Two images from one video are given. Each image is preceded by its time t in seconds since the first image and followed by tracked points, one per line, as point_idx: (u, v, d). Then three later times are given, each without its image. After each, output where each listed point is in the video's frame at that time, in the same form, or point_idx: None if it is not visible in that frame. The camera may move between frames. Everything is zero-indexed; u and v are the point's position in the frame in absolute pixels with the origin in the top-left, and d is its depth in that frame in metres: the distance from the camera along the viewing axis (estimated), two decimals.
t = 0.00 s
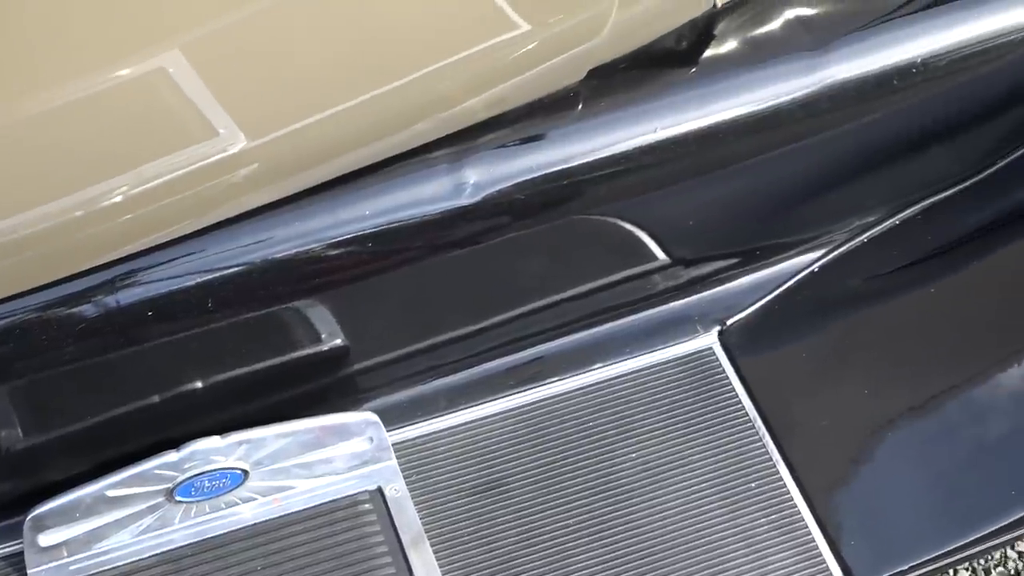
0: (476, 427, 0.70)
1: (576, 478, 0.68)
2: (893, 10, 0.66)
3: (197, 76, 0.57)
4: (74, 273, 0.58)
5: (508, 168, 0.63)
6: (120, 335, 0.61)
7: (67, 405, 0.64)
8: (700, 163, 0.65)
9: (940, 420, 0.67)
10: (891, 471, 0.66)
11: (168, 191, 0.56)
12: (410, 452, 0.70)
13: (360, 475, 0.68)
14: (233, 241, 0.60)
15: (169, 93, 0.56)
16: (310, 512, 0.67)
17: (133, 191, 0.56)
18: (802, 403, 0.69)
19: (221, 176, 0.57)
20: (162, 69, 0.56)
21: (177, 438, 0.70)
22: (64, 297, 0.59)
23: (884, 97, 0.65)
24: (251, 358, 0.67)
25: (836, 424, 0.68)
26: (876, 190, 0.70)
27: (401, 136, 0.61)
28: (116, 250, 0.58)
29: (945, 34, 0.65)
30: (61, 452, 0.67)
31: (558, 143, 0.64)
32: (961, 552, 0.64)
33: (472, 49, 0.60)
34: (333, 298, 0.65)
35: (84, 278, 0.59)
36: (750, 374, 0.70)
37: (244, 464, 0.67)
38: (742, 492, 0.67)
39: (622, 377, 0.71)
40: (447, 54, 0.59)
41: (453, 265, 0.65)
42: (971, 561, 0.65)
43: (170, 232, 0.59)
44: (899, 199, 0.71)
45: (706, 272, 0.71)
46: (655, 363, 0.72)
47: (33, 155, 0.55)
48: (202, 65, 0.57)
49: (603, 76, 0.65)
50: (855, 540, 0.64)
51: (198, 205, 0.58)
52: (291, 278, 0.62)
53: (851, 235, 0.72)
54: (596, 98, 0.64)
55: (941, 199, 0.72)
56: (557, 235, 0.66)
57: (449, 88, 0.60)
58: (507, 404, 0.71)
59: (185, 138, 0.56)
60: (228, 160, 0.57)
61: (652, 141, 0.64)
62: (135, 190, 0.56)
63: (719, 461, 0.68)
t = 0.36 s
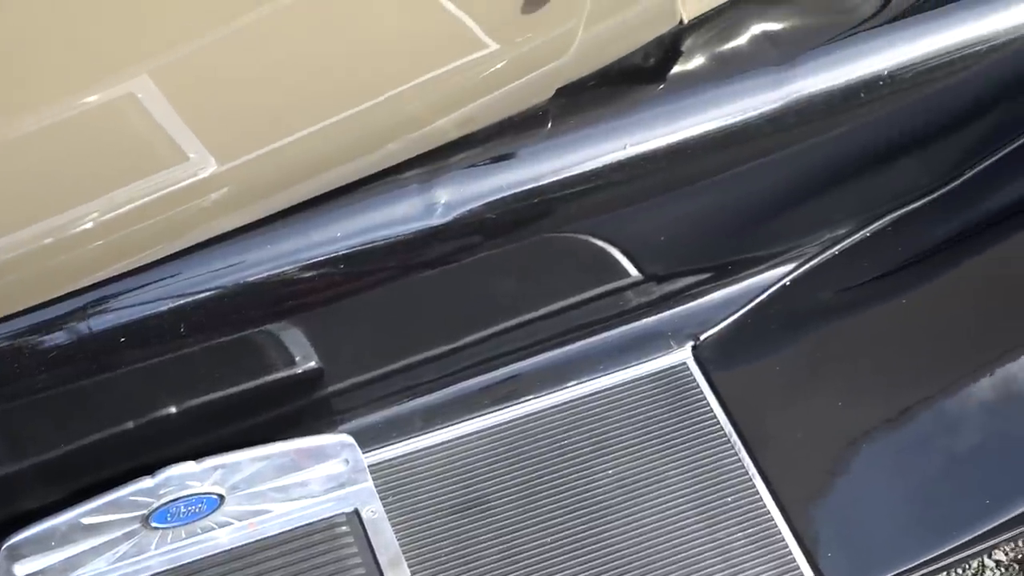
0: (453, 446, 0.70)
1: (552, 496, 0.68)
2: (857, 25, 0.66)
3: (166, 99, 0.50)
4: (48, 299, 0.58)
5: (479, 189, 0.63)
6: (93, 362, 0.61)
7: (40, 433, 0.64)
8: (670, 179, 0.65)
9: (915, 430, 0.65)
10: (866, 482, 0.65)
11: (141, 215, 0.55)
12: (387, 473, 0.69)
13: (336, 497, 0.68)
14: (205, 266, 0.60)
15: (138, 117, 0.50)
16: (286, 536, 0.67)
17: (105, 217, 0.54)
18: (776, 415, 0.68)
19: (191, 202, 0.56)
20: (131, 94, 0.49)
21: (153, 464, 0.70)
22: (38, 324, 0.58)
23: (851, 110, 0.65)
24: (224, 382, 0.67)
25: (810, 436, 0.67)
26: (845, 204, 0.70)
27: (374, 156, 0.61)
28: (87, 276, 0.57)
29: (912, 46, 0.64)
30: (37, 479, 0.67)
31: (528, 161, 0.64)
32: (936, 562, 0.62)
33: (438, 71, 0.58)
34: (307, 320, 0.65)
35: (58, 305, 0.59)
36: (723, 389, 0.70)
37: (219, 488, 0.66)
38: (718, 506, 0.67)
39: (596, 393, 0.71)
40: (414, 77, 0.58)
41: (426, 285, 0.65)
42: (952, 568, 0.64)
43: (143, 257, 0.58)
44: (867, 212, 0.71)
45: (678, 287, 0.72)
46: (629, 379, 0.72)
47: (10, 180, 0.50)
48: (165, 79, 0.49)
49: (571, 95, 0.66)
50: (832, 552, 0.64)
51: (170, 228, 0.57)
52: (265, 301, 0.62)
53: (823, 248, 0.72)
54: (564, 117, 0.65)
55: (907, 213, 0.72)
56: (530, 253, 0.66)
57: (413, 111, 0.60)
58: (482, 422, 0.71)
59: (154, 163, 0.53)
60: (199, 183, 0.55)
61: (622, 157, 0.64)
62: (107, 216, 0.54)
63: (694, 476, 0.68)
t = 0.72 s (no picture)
0: (427, 470, 0.70)
1: (530, 517, 0.67)
2: (821, 41, 0.66)
3: (133, 126, 0.49)
4: (19, 331, 0.58)
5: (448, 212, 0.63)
6: (64, 393, 0.61)
7: (13, 465, 0.64)
8: (638, 200, 0.65)
9: (885, 446, 0.65)
10: (841, 495, 0.64)
11: (112, 244, 0.55)
12: (361, 498, 0.69)
13: (312, 523, 0.67)
14: (176, 294, 0.60)
15: (107, 146, 0.49)
16: (261, 564, 0.66)
17: (74, 247, 0.54)
18: (750, 431, 0.68)
19: (161, 230, 0.56)
20: (99, 123, 0.47)
21: (127, 495, 0.70)
22: (7, 356, 0.58)
23: (817, 125, 0.65)
24: (197, 411, 0.67)
25: (784, 451, 0.67)
26: (816, 218, 0.71)
27: (341, 181, 0.61)
28: (61, 306, 0.58)
29: (878, 60, 0.64)
30: (11, 512, 0.67)
31: (498, 183, 0.64)
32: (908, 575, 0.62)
33: (404, 96, 0.58)
34: (278, 347, 0.65)
35: (29, 337, 0.58)
36: (696, 406, 0.71)
37: (194, 517, 0.66)
38: (694, 524, 0.67)
39: (571, 414, 0.71)
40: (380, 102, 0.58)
41: (397, 310, 0.66)
42: None
43: (113, 286, 0.58)
44: (837, 226, 0.71)
45: (649, 306, 0.73)
46: (602, 399, 0.72)
47: None
48: (134, 107, 0.48)
49: (538, 116, 0.66)
50: (808, 567, 0.64)
51: (140, 256, 0.57)
52: (235, 328, 0.62)
53: (793, 263, 0.73)
54: (533, 138, 0.66)
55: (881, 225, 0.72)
56: (501, 275, 0.66)
57: (379, 135, 0.60)
58: (457, 445, 0.71)
59: (123, 191, 0.52)
60: (166, 211, 0.55)
61: (590, 178, 0.64)
62: (75, 246, 0.54)
63: (669, 494, 0.68)
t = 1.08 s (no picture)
0: (397, 493, 0.70)
1: (501, 538, 0.67)
2: (781, 56, 0.67)
3: (97, 157, 0.49)
4: None
5: (413, 234, 0.63)
6: (32, 425, 0.60)
7: None
8: (601, 219, 0.65)
9: (857, 455, 0.65)
10: (812, 507, 0.64)
11: (77, 274, 0.55)
12: (333, 523, 0.69)
13: (284, 550, 0.66)
14: (142, 323, 0.60)
15: (69, 177, 0.49)
16: None
17: (39, 278, 0.54)
18: (720, 447, 0.68)
19: (126, 258, 0.56)
20: (61, 154, 0.48)
21: (97, 527, 0.70)
22: None
23: (779, 140, 0.65)
24: (167, 440, 0.66)
25: (755, 465, 0.67)
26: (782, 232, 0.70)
27: (306, 206, 0.62)
28: (29, 337, 0.58)
29: (836, 74, 0.65)
30: None
31: (462, 205, 0.64)
32: None
33: (366, 120, 0.59)
34: (246, 375, 0.65)
35: None
36: (667, 423, 0.70)
37: (165, 546, 0.64)
38: (667, 539, 0.66)
39: (540, 433, 0.71)
40: (340, 128, 0.58)
41: (364, 334, 0.66)
42: None
43: (77, 317, 0.58)
44: (803, 239, 0.71)
45: (617, 323, 0.73)
46: (571, 418, 0.72)
47: None
48: (96, 137, 0.48)
49: (501, 136, 0.67)
50: None
51: (104, 287, 0.57)
52: (201, 356, 0.62)
53: (758, 277, 0.73)
54: (495, 158, 0.66)
55: (846, 237, 0.72)
56: (466, 297, 0.66)
57: (343, 159, 0.60)
58: (427, 467, 0.71)
59: (87, 223, 0.53)
60: (132, 241, 0.55)
61: (553, 198, 0.64)
62: (41, 277, 0.54)
63: (641, 510, 0.67)
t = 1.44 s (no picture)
0: (368, 516, 0.70)
1: (472, 560, 0.67)
2: (741, 71, 0.67)
3: (59, 187, 0.49)
4: None
5: (377, 257, 0.63)
6: None
7: None
8: (563, 237, 0.66)
9: (827, 465, 0.65)
10: (783, 521, 0.64)
11: (39, 305, 0.55)
12: (303, 548, 0.69)
13: None
14: (105, 352, 0.60)
15: (31, 208, 0.49)
16: None
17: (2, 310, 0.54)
18: (688, 463, 0.69)
19: (89, 287, 0.56)
20: (21, 184, 0.48)
21: (66, 557, 0.69)
22: None
23: (740, 154, 0.66)
24: (133, 468, 0.66)
25: (724, 480, 0.67)
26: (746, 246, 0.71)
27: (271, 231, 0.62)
28: None
29: (795, 87, 0.65)
30: None
31: (425, 227, 0.64)
32: None
33: (327, 143, 0.58)
34: (213, 402, 0.64)
35: None
36: (634, 438, 0.71)
37: None
38: (637, 556, 0.66)
39: (509, 453, 0.71)
40: (299, 152, 0.58)
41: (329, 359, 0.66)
42: None
43: (39, 348, 0.58)
44: (767, 252, 0.72)
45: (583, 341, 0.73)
46: (539, 437, 0.72)
47: None
48: (55, 166, 0.48)
49: (462, 157, 0.66)
50: None
51: (66, 316, 0.57)
52: (166, 383, 0.62)
53: (722, 292, 0.73)
54: (458, 179, 0.66)
55: (811, 249, 0.72)
56: (427, 320, 0.66)
57: (303, 184, 0.60)
58: (397, 490, 0.71)
59: (50, 253, 0.52)
60: (95, 269, 0.55)
61: (516, 218, 0.65)
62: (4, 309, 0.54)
63: (611, 527, 0.67)
